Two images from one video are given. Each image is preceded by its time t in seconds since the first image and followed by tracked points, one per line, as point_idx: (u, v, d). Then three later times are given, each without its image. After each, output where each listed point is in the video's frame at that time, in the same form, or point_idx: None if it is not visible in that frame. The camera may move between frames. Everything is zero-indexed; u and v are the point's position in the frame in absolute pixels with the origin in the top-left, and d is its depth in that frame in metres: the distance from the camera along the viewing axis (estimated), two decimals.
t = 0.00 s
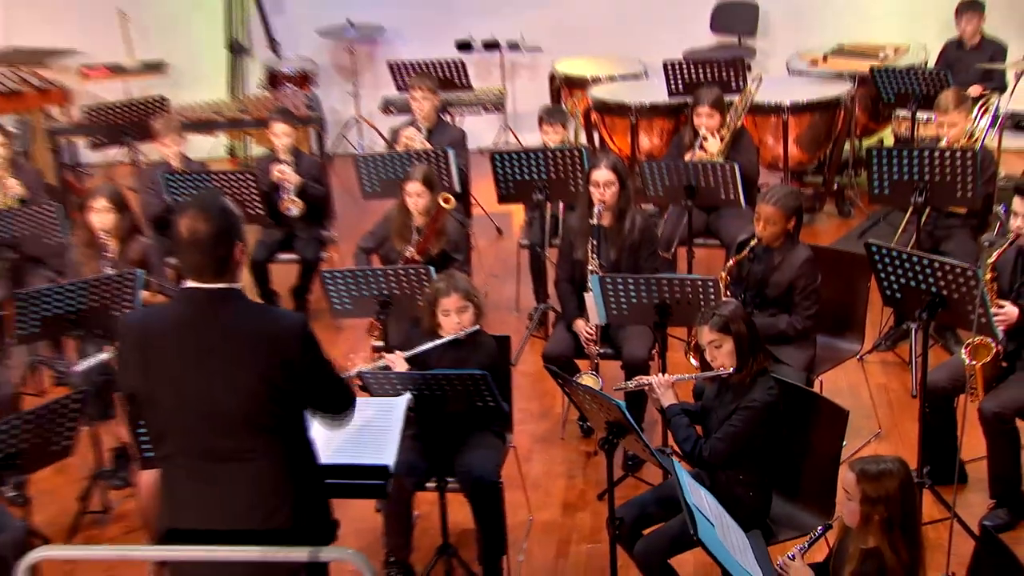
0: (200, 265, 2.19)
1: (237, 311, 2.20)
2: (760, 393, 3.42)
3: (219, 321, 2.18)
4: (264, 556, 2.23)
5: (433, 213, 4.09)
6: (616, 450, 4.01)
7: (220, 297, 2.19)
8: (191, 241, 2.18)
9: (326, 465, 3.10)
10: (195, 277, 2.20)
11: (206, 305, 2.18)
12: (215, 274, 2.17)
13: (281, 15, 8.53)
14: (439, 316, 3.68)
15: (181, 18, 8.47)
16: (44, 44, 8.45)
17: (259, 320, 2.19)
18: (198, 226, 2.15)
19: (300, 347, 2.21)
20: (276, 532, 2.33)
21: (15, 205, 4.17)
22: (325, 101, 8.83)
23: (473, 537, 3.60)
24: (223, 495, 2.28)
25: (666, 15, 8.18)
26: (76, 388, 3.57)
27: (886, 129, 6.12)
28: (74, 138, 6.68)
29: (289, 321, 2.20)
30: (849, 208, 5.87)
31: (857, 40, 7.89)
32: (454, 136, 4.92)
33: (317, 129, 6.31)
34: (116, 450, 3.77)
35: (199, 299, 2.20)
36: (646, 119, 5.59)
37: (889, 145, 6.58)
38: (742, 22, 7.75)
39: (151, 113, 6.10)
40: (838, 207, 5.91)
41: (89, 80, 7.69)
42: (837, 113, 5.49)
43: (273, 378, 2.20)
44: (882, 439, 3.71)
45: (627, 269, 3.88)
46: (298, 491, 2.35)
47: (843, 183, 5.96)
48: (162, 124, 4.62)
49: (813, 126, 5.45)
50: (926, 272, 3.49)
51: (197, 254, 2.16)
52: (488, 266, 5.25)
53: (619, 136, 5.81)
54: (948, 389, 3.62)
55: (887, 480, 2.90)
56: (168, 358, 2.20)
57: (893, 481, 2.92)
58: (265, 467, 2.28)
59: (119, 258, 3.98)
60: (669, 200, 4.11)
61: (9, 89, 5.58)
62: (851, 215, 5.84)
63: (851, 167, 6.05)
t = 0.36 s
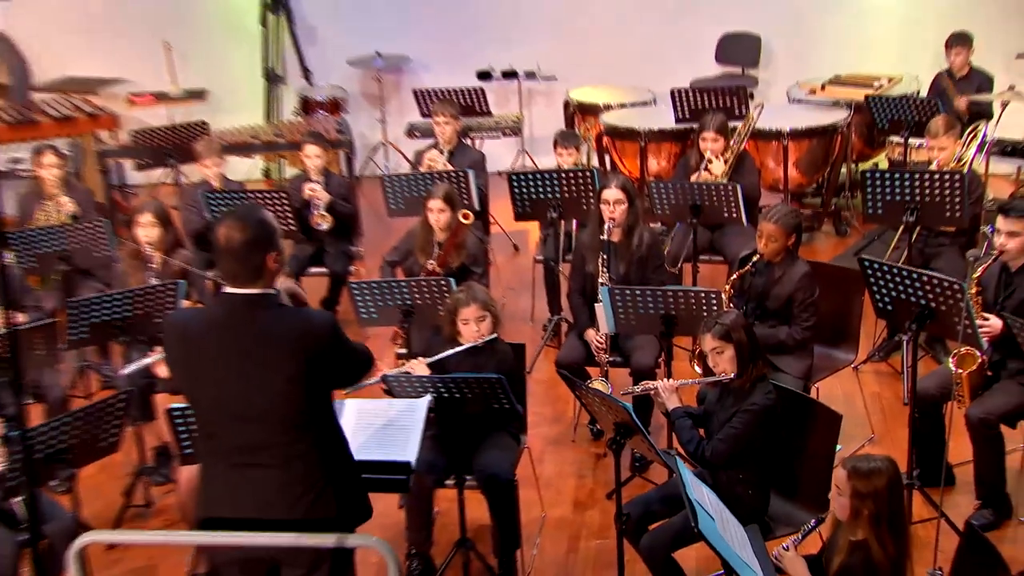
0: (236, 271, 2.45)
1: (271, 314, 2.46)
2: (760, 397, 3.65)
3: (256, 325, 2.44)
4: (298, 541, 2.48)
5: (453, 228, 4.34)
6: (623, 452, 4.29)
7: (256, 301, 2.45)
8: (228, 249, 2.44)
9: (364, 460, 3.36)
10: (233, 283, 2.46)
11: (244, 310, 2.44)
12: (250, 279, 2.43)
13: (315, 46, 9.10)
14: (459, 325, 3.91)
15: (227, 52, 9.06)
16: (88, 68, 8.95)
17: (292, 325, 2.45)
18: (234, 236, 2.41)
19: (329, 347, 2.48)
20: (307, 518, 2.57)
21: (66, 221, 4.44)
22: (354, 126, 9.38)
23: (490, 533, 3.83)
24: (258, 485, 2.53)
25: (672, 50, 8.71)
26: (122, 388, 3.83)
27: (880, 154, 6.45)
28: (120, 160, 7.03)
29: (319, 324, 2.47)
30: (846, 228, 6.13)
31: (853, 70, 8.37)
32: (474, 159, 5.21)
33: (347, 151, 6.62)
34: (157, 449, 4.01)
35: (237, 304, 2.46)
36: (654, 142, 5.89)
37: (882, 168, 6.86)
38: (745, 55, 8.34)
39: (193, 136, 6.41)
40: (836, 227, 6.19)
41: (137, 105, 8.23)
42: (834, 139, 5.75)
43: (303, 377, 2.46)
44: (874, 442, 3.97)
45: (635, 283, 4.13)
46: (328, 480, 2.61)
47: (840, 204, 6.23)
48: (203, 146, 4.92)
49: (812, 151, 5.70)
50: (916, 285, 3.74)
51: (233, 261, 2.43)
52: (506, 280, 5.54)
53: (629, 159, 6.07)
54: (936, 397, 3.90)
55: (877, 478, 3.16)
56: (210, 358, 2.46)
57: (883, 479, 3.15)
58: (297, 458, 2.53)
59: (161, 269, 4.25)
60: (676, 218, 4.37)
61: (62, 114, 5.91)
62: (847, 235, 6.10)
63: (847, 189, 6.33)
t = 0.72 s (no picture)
0: (271, 267, 2.67)
1: (300, 309, 2.66)
2: (759, 391, 3.90)
3: (286, 318, 2.64)
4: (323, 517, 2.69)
5: (471, 234, 4.60)
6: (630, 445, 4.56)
7: (287, 295, 2.66)
8: (264, 246, 2.65)
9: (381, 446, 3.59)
10: (267, 277, 2.67)
11: (276, 305, 2.64)
12: (283, 275, 2.65)
13: (342, 65, 9.51)
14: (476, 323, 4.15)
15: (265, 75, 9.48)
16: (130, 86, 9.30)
17: (319, 319, 2.65)
18: (269, 234, 2.63)
19: (353, 341, 2.67)
20: (330, 501, 2.77)
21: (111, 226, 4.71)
22: (378, 139, 9.77)
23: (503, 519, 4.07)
24: (285, 467, 2.73)
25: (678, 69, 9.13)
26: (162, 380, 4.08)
27: (875, 167, 6.76)
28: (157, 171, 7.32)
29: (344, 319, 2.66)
30: (842, 236, 6.36)
31: (851, 86, 8.76)
32: (490, 170, 5.49)
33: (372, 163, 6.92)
34: (193, 439, 4.26)
35: (270, 298, 2.66)
36: (661, 154, 6.15)
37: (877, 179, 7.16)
38: (746, 72, 8.77)
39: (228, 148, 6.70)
40: (833, 236, 6.42)
41: (175, 120, 8.67)
42: (831, 152, 6.02)
43: (329, 368, 2.65)
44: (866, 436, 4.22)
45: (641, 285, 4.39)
46: (349, 463, 2.81)
47: (836, 214, 6.48)
48: (237, 157, 5.20)
49: (811, 164, 5.97)
50: (907, 288, 3.98)
51: (268, 257, 2.64)
52: (521, 284, 5.83)
53: (637, 171, 6.34)
54: (925, 393, 4.15)
55: (867, 465, 3.46)
56: (243, 348, 2.66)
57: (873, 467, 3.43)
58: (321, 443, 2.73)
59: (198, 271, 4.52)
60: (681, 226, 4.62)
61: (105, 129, 6.18)
62: (843, 243, 6.33)
63: (844, 201, 6.60)
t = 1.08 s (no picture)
0: (305, 250, 2.80)
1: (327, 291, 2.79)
2: (758, 378, 4.13)
3: (314, 299, 2.77)
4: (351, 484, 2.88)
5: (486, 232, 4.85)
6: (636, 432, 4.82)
7: (317, 277, 2.79)
8: (300, 229, 2.79)
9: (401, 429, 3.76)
10: (299, 260, 2.80)
11: (304, 286, 2.77)
12: (316, 258, 2.79)
13: (365, 74, 10.00)
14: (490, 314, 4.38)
15: (293, 82, 9.88)
16: (160, 93, 9.86)
17: (347, 301, 2.78)
18: (305, 219, 2.76)
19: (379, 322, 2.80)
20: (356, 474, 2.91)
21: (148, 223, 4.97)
22: (397, 143, 10.25)
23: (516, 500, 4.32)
24: (313, 441, 2.87)
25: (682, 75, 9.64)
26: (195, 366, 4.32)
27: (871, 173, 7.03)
28: (190, 175, 7.64)
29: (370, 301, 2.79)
30: (839, 238, 6.61)
31: (848, 96, 9.28)
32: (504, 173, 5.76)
33: (393, 167, 7.21)
34: (225, 423, 4.52)
35: (299, 280, 2.79)
36: (667, 159, 6.40)
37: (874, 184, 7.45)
38: (747, 83, 9.28)
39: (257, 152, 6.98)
40: (829, 237, 6.69)
41: (207, 127, 8.98)
42: (828, 157, 6.29)
43: (355, 348, 2.78)
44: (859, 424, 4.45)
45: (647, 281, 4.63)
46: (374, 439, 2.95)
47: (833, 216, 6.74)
48: (268, 160, 5.48)
49: (809, 168, 6.23)
50: (899, 283, 4.22)
51: (302, 240, 2.78)
52: (533, 281, 6.11)
53: (644, 174, 6.60)
54: (916, 383, 4.38)
55: (861, 446, 3.71)
56: (273, 328, 2.79)
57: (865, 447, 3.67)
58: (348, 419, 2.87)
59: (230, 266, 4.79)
60: (685, 226, 4.88)
61: (142, 134, 6.42)
62: (840, 243, 6.59)
63: (841, 204, 6.88)
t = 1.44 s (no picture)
0: (329, 239, 3.04)
1: (354, 278, 3.03)
2: (757, 364, 4.40)
3: (340, 288, 3.02)
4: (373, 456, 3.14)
5: (500, 228, 5.10)
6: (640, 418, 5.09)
7: (342, 267, 3.04)
8: (321, 218, 3.02)
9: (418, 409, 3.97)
10: (325, 251, 3.05)
11: (331, 276, 3.03)
12: (338, 246, 3.03)
13: (385, 80, 10.72)
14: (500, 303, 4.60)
15: (313, 86, 10.43)
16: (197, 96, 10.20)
17: (369, 292, 3.02)
18: (327, 209, 3.00)
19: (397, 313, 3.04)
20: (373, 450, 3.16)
21: (180, 219, 5.26)
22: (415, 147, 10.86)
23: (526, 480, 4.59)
24: (330, 419, 3.12)
25: (683, 75, 10.28)
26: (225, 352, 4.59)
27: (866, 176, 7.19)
28: (219, 176, 7.97)
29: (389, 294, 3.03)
30: (836, 237, 6.87)
31: (846, 101, 9.92)
32: (517, 174, 6.04)
33: (410, 168, 7.52)
34: (252, 408, 4.79)
35: (328, 270, 3.05)
36: (672, 161, 6.65)
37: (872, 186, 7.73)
38: (748, 89, 9.90)
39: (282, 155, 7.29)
40: (827, 236, 6.98)
41: (235, 131, 9.28)
42: (825, 160, 6.57)
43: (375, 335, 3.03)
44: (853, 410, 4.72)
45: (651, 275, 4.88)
46: (391, 419, 3.20)
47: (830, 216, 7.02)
48: (294, 160, 5.77)
49: (806, 170, 6.50)
50: (892, 277, 4.44)
51: (324, 228, 3.01)
52: (544, 277, 6.39)
53: (650, 176, 6.86)
54: (906, 372, 4.66)
55: (854, 427, 3.96)
56: (301, 314, 3.05)
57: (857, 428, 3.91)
58: (367, 401, 3.12)
59: (256, 258, 5.06)
60: (688, 223, 5.12)
61: (175, 137, 6.78)
62: (837, 242, 6.86)
63: (837, 205, 7.17)
